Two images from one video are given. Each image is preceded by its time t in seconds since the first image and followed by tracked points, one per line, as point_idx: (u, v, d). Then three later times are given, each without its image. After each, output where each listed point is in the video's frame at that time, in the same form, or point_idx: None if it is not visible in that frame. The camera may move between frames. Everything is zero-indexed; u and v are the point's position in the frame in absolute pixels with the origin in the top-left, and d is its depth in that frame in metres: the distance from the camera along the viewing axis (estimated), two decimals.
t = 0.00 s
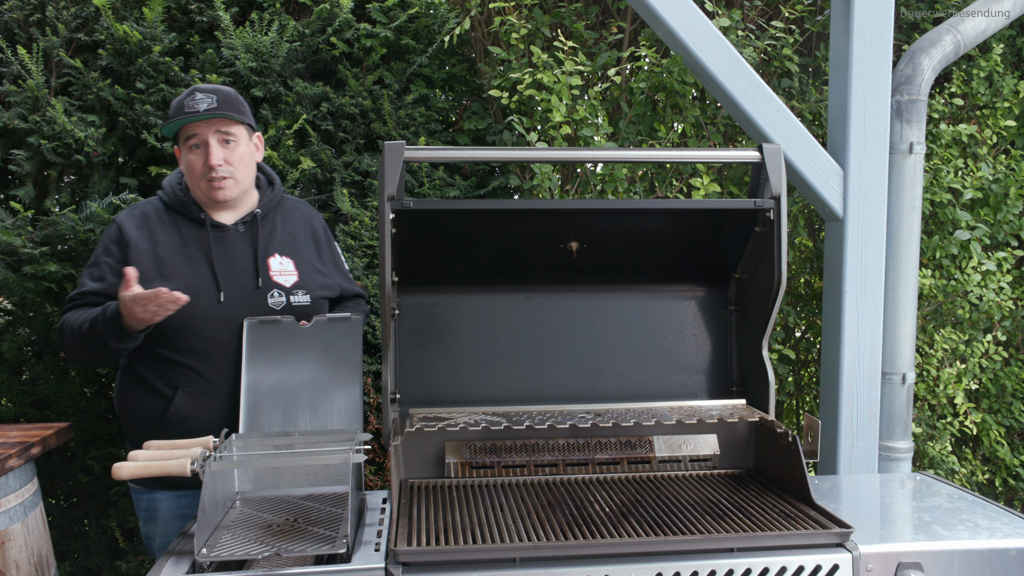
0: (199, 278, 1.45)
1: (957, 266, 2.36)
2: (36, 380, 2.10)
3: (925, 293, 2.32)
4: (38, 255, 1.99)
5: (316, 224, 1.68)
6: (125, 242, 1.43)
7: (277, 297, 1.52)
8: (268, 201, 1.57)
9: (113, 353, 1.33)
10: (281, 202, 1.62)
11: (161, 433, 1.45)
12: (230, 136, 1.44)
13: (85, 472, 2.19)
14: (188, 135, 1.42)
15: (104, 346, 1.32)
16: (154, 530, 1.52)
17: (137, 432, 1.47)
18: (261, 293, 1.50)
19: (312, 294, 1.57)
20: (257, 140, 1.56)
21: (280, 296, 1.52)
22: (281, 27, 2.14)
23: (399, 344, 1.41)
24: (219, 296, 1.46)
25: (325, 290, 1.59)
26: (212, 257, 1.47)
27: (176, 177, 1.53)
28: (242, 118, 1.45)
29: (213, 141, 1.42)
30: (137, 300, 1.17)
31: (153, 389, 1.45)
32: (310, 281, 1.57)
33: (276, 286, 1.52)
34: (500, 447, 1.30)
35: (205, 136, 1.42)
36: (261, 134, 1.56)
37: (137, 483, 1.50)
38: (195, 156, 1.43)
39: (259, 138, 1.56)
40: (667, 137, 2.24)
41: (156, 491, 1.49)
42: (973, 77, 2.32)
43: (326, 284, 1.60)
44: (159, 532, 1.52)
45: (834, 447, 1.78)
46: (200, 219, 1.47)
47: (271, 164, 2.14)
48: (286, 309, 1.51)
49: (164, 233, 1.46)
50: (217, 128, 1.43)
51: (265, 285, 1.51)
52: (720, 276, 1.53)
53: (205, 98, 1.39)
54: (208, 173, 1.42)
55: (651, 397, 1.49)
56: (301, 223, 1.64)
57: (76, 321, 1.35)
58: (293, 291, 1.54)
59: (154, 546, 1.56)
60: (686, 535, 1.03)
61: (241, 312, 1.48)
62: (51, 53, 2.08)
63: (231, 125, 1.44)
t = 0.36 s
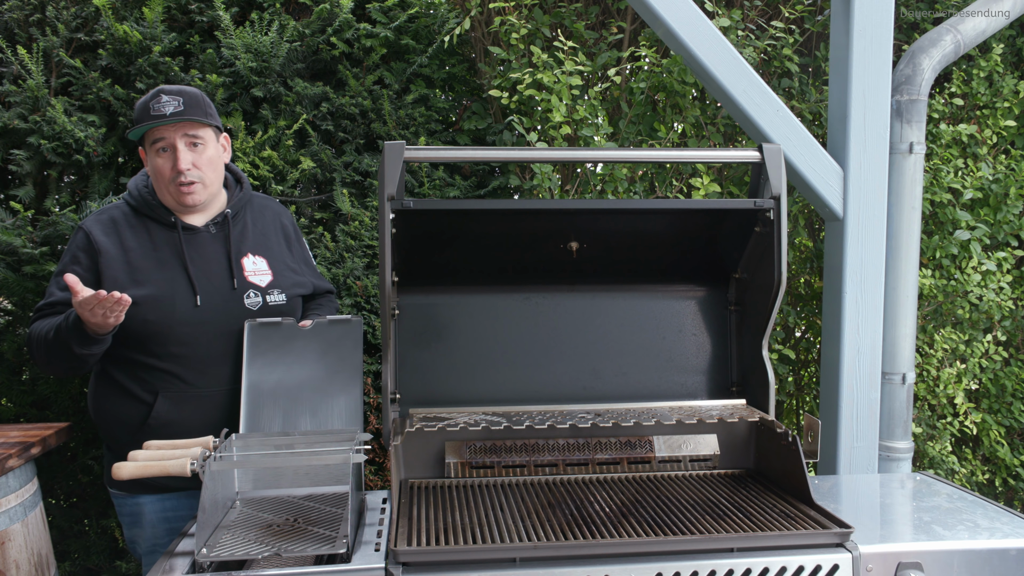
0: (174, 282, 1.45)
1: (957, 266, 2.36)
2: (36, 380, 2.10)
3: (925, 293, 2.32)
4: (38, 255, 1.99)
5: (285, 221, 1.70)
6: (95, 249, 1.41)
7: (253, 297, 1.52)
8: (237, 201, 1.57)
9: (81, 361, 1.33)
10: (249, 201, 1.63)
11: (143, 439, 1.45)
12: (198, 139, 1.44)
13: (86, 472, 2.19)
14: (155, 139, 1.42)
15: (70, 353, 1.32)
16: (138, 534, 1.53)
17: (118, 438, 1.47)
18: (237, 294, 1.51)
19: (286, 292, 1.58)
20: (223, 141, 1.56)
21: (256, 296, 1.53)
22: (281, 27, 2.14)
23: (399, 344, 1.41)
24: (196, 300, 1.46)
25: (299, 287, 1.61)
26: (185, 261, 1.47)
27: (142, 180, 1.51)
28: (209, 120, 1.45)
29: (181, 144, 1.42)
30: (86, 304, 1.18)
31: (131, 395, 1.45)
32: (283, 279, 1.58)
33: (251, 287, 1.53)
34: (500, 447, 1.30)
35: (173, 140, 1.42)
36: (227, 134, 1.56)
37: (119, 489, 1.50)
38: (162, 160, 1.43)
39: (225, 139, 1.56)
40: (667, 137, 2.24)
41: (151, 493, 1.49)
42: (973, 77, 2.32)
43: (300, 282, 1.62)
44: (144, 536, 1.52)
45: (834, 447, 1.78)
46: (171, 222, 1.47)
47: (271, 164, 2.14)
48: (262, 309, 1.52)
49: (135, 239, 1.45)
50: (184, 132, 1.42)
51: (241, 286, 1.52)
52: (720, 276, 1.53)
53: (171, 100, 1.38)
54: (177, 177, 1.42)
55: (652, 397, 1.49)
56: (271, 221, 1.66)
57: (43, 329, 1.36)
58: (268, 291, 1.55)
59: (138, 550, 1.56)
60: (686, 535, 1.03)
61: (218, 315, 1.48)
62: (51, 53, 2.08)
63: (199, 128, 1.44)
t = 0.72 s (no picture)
0: (164, 284, 1.45)
1: (957, 266, 2.36)
2: (36, 380, 2.10)
3: (925, 293, 2.32)
4: (38, 255, 1.99)
5: (275, 221, 1.70)
6: (83, 250, 1.41)
7: (243, 298, 1.53)
8: (226, 201, 1.57)
9: (72, 363, 1.33)
10: (239, 200, 1.63)
11: (136, 441, 1.45)
12: (189, 139, 1.44)
13: (86, 472, 2.19)
14: (145, 139, 1.41)
15: (62, 356, 1.32)
16: (132, 536, 1.53)
17: (111, 440, 1.47)
18: (227, 294, 1.51)
19: (277, 292, 1.58)
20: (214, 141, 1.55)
21: (246, 296, 1.53)
22: (281, 27, 2.14)
23: (398, 344, 1.41)
24: (186, 301, 1.46)
25: (289, 287, 1.61)
26: (175, 262, 1.47)
27: (132, 181, 1.51)
28: (200, 121, 1.45)
29: (172, 145, 1.42)
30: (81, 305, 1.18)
31: (123, 397, 1.45)
32: (273, 279, 1.59)
33: (242, 287, 1.53)
34: (500, 447, 1.30)
35: (163, 140, 1.42)
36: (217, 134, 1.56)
37: (112, 491, 1.49)
38: (153, 161, 1.42)
39: (216, 139, 1.55)
40: (667, 137, 2.24)
41: (149, 495, 1.49)
42: (973, 77, 2.32)
43: (290, 281, 1.63)
44: (139, 539, 1.52)
45: (834, 447, 1.78)
46: (161, 223, 1.46)
47: (270, 164, 2.14)
48: (253, 309, 1.53)
49: (124, 239, 1.45)
50: (175, 132, 1.42)
51: (231, 286, 1.52)
52: (720, 276, 1.53)
53: (161, 101, 1.38)
54: (167, 177, 1.42)
55: (652, 397, 1.49)
56: (261, 221, 1.66)
57: (33, 331, 1.35)
58: (258, 291, 1.55)
59: (133, 552, 1.56)
60: (685, 535, 1.03)
61: (208, 315, 1.48)
62: (51, 53, 2.08)
63: (190, 128, 1.44)
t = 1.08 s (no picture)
0: (166, 282, 1.45)
1: (957, 266, 2.36)
2: (36, 380, 2.10)
3: (925, 293, 2.32)
4: (38, 255, 1.99)
5: (277, 221, 1.70)
6: (86, 249, 1.41)
7: (246, 297, 1.53)
8: (228, 200, 1.57)
9: (77, 365, 1.33)
10: (241, 200, 1.63)
11: (137, 441, 1.45)
12: (178, 133, 1.42)
13: (85, 472, 2.19)
14: (136, 134, 1.42)
15: (67, 357, 1.32)
16: (134, 536, 1.53)
17: (111, 440, 1.47)
18: (229, 293, 1.51)
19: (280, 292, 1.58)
20: (209, 137, 1.54)
21: (249, 296, 1.53)
22: (281, 27, 2.14)
23: (399, 344, 1.41)
24: (188, 300, 1.46)
25: (291, 286, 1.61)
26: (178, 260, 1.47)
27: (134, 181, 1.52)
28: (189, 113, 1.43)
29: (161, 139, 1.41)
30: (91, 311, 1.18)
31: (125, 396, 1.45)
32: (276, 279, 1.59)
33: (244, 286, 1.53)
34: (500, 447, 1.30)
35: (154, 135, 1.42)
36: (214, 133, 1.55)
37: (113, 491, 1.49)
38: (145, 156, 1.43)
39: (211, 135, 1.54)
40: (667, 137, 2.24)
41: (152, 495, 1.49)
42: (973, 77, 2.32)
43: (292, 280, 1.63)
44: (140, 539, 1.52)
45: (834, 447, 1.78)
46: (161, 221, 1.46)
47: (270, 164, 2.14)
48: (255, 309, 1.53)
49: (126, 239, 1.45)
50: (164, 126, 1.41)
51: (234, 286, 1.52)
52: (720, 276, 1.53)
53: (151, 96, 1.39)
54: (157, 171, 1.41)
55: (652, 397, 1.49)
56: (263, 220, 1.66)
57: (37, 332, 1.35)
58: (261, 290, 1.55)
59: (135, 552, 1.56)
60: (685, 535, 1.03)
61: (211, 314, 1.48)
62: (51, 53, 2.08)
63: (179, 122, 1.42)
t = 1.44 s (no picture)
0: (184, 279, 1.46)
1: (957, 266, 2.36)
2: (36, 380, 2.10)
3: (925, 293, 2.32)
4: (38, 255, 1.99)
5: (299, 220, 1.69)
6: (107, 245, 1.42)
7: (263, 295, 1.52)
8: (249, 200, 1.57)
9: (102, 363, 1.33)
10: (262, 199, 1.63)
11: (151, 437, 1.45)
12: (201, 125, 1.45)
13: (85, 472, 2.19)
14: (160, 127, 1.44)
15: (93, 354, 1.32)
16: (147, 533, 1.53)
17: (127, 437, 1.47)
18: (245, 292, 1.51)
19: (298, 291, 1.58)
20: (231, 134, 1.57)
21: (265, 294, 1.53)
22: (281, 27, 2.14)
23: (399, 344, 1.41)
24: (204, 297, 1.47)
25: (310, 285, 1.60)
26: (195, 257, 1.47)
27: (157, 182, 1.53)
28: (211, 107, 1.46)
29: (185, 131, 1.44)
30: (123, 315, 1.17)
31: (142, 393, 1.45)
32: (294, 277, 1.58)
33: (261, 284, 1.53)
34: (500, 447, 1.30)
35: (177, 128, 1.44)
36: (236, 130, 1.58)
37: (130, 487, 1.50)
38: (168, 149, 1.45)
39: (232, 132, 1.57)
40: (667, 137, 2.24)
41: (160, 493, 1.49)
42: (973, 77, 2.32)
43: (311, 279, 1.62)
44: (152, 535, 1.53)
45: (834, 447, 1.78)
46: (182, 218, 1.47)
47: (271, 164, 2.14)
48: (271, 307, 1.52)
49: (146, 235, 1.46)
50: (187, 119, 1.44)
51: (251, 283, 1.52)
52: (720, 276, 1.53)
53: (175, 89, 1.42)
54: (181, 162, 1.43)
55: (652, 397, 1.49)
56: (283, 220, 1.65)
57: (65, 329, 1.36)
58: (278, 288, 1.54)
59: (147, 547, 1.57)
60: (685, 535, 1.03)
61: (226, 311, 1.48)
62: (51, 53, 2.08)
63: (202, 115, 1.45)
